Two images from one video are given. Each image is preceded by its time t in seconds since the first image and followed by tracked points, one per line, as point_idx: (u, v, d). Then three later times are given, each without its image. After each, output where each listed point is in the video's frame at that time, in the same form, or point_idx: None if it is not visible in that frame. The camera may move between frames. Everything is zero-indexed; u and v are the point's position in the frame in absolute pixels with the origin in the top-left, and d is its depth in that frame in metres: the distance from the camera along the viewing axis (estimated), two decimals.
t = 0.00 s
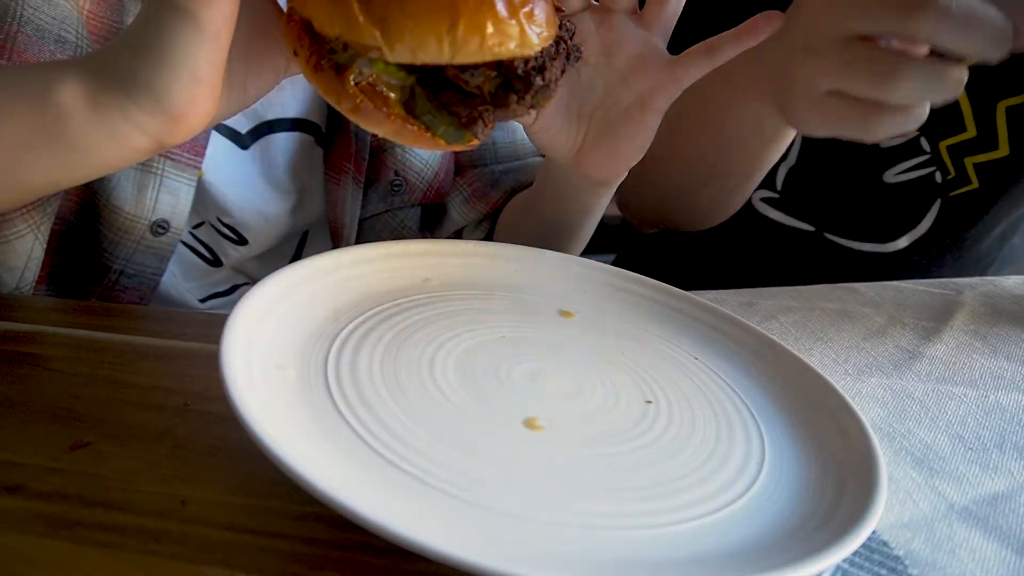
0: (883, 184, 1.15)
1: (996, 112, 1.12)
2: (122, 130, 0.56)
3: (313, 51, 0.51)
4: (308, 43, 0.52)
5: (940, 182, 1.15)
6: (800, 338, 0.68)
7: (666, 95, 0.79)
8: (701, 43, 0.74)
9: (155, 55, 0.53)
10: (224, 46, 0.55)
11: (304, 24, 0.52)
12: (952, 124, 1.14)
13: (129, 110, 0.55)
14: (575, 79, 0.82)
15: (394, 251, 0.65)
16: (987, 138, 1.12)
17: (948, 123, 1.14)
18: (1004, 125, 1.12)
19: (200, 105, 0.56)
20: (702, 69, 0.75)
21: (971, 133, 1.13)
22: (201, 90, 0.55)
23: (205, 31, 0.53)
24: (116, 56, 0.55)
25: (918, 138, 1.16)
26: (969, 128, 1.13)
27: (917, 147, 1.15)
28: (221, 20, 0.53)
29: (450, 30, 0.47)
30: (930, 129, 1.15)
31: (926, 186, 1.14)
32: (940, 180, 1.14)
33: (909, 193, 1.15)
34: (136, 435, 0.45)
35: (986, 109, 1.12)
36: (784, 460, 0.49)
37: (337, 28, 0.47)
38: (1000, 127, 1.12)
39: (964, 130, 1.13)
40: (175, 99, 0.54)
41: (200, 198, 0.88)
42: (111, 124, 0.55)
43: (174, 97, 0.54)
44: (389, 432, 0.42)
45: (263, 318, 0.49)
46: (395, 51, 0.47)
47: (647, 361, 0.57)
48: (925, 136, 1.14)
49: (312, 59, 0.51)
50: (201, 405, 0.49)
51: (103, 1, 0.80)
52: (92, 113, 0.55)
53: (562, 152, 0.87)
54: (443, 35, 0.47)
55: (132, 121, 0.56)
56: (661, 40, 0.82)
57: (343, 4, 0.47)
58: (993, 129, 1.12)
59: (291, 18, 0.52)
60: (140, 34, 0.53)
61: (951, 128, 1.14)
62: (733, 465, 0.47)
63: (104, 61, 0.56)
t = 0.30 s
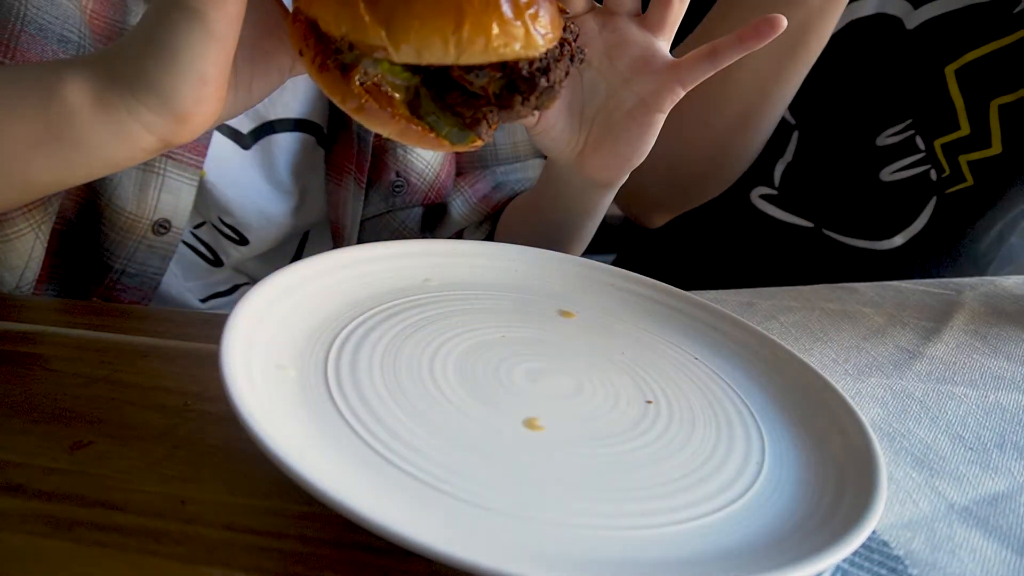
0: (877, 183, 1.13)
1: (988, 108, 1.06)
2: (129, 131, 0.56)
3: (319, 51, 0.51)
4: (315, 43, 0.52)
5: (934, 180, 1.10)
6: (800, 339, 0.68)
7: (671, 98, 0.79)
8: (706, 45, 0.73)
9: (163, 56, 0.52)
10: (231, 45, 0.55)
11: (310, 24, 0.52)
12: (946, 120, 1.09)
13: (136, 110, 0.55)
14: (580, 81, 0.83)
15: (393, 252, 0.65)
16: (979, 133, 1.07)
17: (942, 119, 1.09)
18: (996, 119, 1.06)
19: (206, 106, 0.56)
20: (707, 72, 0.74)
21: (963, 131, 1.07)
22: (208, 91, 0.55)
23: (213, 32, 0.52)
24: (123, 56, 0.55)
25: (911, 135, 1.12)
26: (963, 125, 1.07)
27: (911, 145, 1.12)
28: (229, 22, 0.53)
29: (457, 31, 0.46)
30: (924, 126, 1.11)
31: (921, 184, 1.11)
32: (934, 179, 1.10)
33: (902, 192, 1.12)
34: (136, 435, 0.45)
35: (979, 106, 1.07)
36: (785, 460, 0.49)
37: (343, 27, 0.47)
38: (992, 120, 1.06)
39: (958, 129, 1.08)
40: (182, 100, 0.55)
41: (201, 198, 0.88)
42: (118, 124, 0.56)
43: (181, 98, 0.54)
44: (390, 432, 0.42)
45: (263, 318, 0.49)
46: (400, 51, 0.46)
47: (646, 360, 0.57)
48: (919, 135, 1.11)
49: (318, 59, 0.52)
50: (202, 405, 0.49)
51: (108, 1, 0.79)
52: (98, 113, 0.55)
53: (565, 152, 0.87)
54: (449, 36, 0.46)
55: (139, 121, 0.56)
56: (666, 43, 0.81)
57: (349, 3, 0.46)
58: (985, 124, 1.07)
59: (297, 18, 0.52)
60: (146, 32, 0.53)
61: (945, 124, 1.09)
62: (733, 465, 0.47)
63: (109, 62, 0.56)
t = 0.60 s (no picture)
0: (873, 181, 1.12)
1: (982, 106, 1.06)
2: (132, 133, 0.56)
3: (321, 55, 0.51)
4: (316, 46, 0.52)
5: (929, 178, 1.10)
6: (800, 339, 0.68)
7: (671, 99, 0.79)
8: (706, 47, 0.73)
9: (166, 58, 0.53)
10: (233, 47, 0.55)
11: (312, 27, 0.52)
12: (941, 118, 1.09)
13: (139, 113, 0.55)
14: (581, 83, 0.82)
15: (393, 251, 0.65)
16: (974, 131, 1.07)
17: (937, 117, 1.09)
18: (990, 116, 1.06)
19: (208, 107, 0.56)
20: (706, 74, 0.74)
21: (958, 130, 1.08)
22: (211, 93, 0.55)
23: (215, 35, 0.52)
24: (126, 57, 0.55)
25: (906, 133, 1.11)
26: (958, 124, 1.07)
27: (905, 143, 1.11)
28: (229, 24, 0.53)
29: (458, 34, 0.46)
30: (919, 124, 1.11)
31: (916, 182, 1.11)
32: (929, 177, 1.10)
33: (899, 190, 1.11)
34: (136, 435, 0.45)
35: (974, 104, 1.07)
36: (785, 460, 0.49)
37: (345, 30, 0.47)
38: (987, 118, 1.06)
39: (953, 126, 1.08)
40: (185, 103, 0.55)
41: (201, 198, 0.88)
42: (121, 126, 0.56)
43: (184, 101, 0.55)
44: (390, 432, 0.42)
45: (264, 318, 0.49)
46: (401, 54, 0.46)
47: (647, 360, 0.57)
48: (914, 133, 1.11)
49: (320, 62, 0.52)
50: (202, 405, 0.49)
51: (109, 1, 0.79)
52: (100, 114, 0.55)
53: (566, 155, 0.87)
54: (450, 40, 0.46)
55: (142, 124, 0.56)
56: (665, 44, 0.81)
57: (350, 7, 0.47)
58: (980, 122, 1.06)
59: (299, 21, 0.53)
60: (148, 33, 0.53)
61: (940, 122, 1.09)
62: (733, 465, 0.47)
63: (112, 63, 0.56)
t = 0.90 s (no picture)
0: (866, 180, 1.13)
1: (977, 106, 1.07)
2: (134, 136, 0.56)
3: (321, 57, 0.52)
4: (317, 49, 0.52)
5: (924, 178, 1.10)
6: (800, 339, 0.68)
7: (671, 99, 0.79)
8: (705, 47, 0.73)
9: (167, 63, 0.53)
10: (235, 51, 0.55)
11: (312, 30, 0.52)
12: (936, 119, 1.09)
13: (141, 116, 0.55)
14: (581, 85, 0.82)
15: (393, 251, 0.65)
16: (970, 131, 1.07)
17: (931, 118, 1.10)
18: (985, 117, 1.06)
19: (209, 110, 0.56)
20: (705, 75, 0.74)
21: (952, 130, 1.08)
22: (212, 97, 0.55)
23: (216, 39, 0.52)
24: (128, 60, 0.55)
25: (899, 134, 1.13)
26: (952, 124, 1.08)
27: (899, 143, 1.12)
28: (230, 29, 0.53)
29: (458, 37, 0.46)
30: (912, 125, 1.12)
31: (911, 181, 1.11)
32: (924, 176, 1.10)
33: (893, 190, 1.12)
34: (136, 435, 0.45)
35: (969, 105, 1.07)
36: (785, 460, 0.49)
37: (345, 33, 0.47)
38: (982, 118, 1.06)
39: (947, 127, 1.08)
40: (187, 105, 0.55)
41: (201, 198, 0.88)
42: (123, 128, 0.56)
43: (186, 104, 0.55)
44: (390, 432, 0.42)
45: (264, 318, 0.49)
46: (401, 56, 0.46)
47: (647, 360, 0.57)
48: (908, 133, 1.12)
49: (320, 65, 0.52)
50: (202, 404, 0.49)
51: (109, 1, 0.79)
52: (102, 116, 0.55)
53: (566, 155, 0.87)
54: (450, 42, 0.46)
55: (144, 127, 0.56)
56: (664, 45, 0.81)
57: (350, 9, 0.47)
58: (975, 122, 1.07)
59: (299, 23, 0.53)
60: (150, 37, 0.53)
61: (934, 123, 1.09)
62: (733, 465, 0.47)
63: (114, 65, 0.56)
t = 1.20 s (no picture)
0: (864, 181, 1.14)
1: (971, 107, 1.09)
2: (134, 140, 0.56)
3: (322, 62, 0.52)
4: (316, 53, 0.52)
5: (920, 177, 1.11)
6: (800, 339, 0.68)
7: (671, 101, 0.80)
8: (705, 49, 0.74)
9: (167, 66, 0.53)
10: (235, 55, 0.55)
11: (312, 34, 0.52)
12: (932, 120, 1.11)
13: (141, 121, 0.55)
14: (580, 86, 0.82)
15: (393, 251, 0.65)
16: (964, 132, 1.09)
17: (926, 119, 1.11)
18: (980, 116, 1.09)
19: (209, 114, 0.56)
20: (704, 76, 0.75)
21: (949, 130, 1.10)
22: (212, 102, 0.56)
23: (215, 43, 0.52)
24: (128, 63, 0.55)
25: (896, 134, 1.13)
26: (947, 124, 1.10)
27: (895, 144, 1.13)
28: (230, 33, 0.53)
29: (457, 40, 0.46)
30: (907, 125, 1.12)
31: (908, 181, 1.12)
32: (920, 176, 1.11)
33: (889, 190, 1.12)
34: (136, 435, 0.45)
35: (964, 106, 1.10)
36: (785, 460, 0.49)
37: (345, 37, 0.47)
38: (977, 119, 1.09)
39: (942, 127, 1.10)
40: (187, 109, 0.55)
41: (201, 198, 0.88)
42: (122, 131, 0.56)
43: (186, 107, 0.55)
44: (390, 432, 0.42)
45: (264, 318, 0.49)
46: (401, 61, 0.46)
47: (647, 360, 0.57)
48: (903, 134, 1.13)
49: (320, 69, 0.52)
50: (202, 405, 0.49)
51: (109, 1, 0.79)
52: (102, 118, 0.55)
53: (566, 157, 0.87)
54: (450, 47, 0.46)
55: (144, 131, 0.56)
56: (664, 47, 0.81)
57: (350, 13, 0.47)
58: (970, 123, 1.09)
59: (299, 27, 0.53)
60: (150, 40, 0.53)
61: (931, 123, 1.11)
62: (734, 465, 0.47)
63: (115, 68, 0.56)
